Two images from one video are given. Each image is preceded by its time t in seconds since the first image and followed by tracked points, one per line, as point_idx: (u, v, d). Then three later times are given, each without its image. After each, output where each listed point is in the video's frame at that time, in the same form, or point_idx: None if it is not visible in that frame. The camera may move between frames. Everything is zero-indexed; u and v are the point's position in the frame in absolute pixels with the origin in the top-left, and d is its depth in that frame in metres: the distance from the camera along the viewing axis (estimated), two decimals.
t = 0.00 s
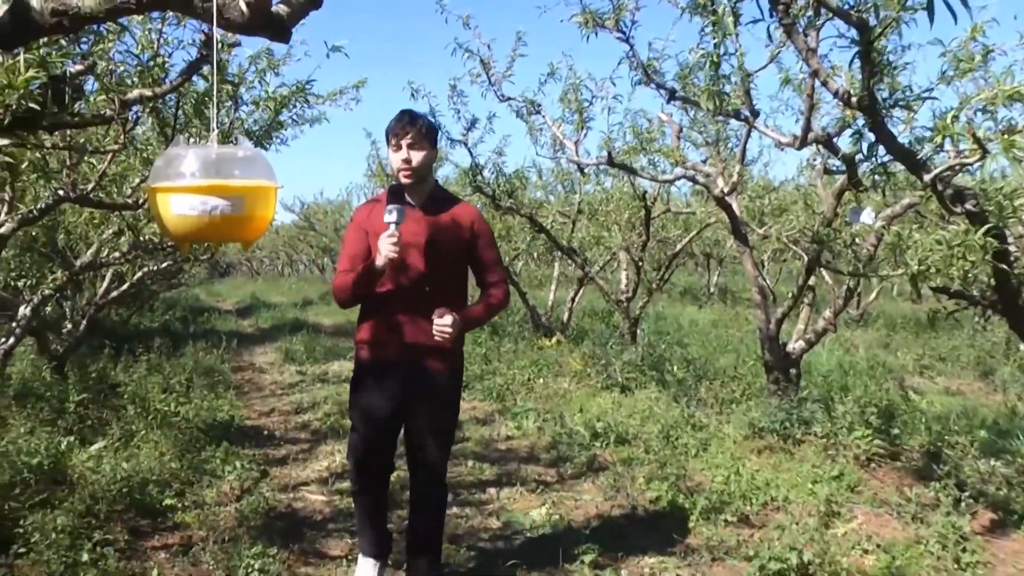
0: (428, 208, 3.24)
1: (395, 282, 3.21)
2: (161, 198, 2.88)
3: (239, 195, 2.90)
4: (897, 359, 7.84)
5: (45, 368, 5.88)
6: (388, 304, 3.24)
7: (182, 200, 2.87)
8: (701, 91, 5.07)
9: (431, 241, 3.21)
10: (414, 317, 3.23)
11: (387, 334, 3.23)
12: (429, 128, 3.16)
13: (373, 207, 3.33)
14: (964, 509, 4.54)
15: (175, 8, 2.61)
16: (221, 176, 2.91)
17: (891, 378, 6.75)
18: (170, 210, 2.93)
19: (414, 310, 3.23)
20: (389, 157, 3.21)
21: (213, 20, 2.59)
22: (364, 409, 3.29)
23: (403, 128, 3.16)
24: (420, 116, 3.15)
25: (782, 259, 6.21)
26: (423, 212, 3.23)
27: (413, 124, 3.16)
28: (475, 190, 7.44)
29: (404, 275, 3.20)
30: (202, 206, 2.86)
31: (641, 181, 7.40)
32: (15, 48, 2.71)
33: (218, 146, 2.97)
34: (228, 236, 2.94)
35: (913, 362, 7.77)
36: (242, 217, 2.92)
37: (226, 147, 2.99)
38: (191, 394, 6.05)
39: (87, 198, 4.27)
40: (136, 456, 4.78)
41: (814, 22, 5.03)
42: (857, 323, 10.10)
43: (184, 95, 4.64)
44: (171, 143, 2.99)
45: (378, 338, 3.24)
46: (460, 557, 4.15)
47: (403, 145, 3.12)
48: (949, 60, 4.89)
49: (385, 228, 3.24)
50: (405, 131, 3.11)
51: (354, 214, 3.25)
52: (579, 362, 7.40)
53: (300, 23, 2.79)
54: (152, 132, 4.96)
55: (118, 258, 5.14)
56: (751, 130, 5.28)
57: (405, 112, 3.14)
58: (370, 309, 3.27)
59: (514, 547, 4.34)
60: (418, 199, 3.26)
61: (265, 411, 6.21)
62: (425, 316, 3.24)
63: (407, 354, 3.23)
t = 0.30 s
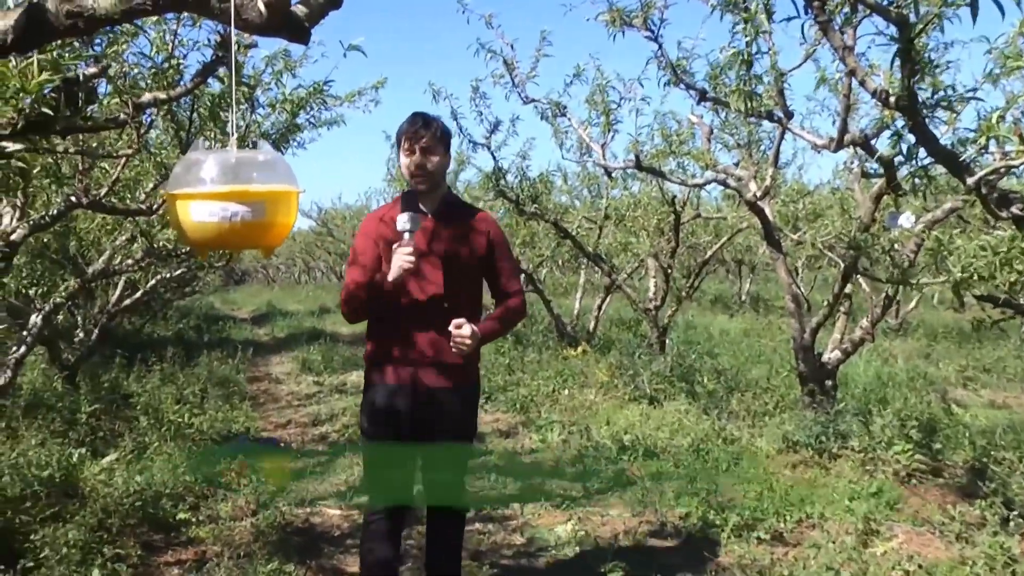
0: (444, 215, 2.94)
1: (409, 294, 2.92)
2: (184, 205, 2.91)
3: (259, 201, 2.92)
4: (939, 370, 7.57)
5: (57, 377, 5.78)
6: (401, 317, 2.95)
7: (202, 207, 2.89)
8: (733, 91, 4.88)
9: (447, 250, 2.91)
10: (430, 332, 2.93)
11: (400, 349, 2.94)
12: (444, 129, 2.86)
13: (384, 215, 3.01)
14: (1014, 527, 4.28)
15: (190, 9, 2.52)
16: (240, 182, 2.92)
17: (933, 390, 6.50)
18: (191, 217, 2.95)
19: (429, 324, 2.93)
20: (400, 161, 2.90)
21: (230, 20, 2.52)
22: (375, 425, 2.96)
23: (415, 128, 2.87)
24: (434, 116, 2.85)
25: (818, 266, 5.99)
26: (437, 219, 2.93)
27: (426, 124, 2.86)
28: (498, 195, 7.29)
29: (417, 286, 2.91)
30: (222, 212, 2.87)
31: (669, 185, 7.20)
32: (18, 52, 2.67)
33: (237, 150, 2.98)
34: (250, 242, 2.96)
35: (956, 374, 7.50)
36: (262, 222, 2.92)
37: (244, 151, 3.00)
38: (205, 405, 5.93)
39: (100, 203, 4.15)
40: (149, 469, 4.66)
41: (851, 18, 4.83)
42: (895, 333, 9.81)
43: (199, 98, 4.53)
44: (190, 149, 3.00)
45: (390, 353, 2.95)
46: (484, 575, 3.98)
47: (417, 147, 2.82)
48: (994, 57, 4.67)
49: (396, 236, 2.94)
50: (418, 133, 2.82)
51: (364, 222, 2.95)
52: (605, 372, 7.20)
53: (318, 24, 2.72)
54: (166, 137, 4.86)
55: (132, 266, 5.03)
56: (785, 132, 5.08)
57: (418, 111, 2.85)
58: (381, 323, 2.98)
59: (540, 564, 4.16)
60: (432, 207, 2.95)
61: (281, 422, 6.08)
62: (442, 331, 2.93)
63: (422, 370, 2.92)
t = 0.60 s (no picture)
0: (444, 218, 2.75)
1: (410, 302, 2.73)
2: (200, 210, 2.81)
3: (277, 205, 2.82)
4: (982, 381, 7.29)
5: (67, 387, 5.68)
6: (402, 329, 2.74)
7: (219, 212, 2.79)
8: (766, 91, 4.69)
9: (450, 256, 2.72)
10: (433, 343, 2.73)
11: (402, 363, 2.74)
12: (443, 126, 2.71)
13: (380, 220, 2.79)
14: None
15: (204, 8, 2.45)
16: (258, 185, 2.81)
17: (977, 402, 6.25)
18: (208, 221, 2.86)
19: (432, 334, 2.73)
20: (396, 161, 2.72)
21: (246, 19, 2.46)
22: (378, 440, 2.79)
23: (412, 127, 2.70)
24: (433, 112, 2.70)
25: (854, 272, 5.78)
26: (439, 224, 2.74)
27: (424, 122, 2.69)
28: (522, 199, 7.14)
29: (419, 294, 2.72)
30: (240, 216, 2.78)
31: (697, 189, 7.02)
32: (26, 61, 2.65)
33: (255, 152, 2.88)
34: (268, 248, 2.86)
35: (1001, 385, 7.22)
36: (281, 227, 2.83)
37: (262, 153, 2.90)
38: (220, 414, 5.82)
39: (112, 207, 4.07)
40: (162, 481, 4.54)
41: (889, 14, 4.63)
42: (936, 342, 9.51)
43: (214, 99, 4.42)
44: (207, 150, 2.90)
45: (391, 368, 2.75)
46: None
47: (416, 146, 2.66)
48: None
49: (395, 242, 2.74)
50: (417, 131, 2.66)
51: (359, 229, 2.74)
52: (632, 382, 7.02)
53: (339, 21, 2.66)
54: (180, 140, 4.75)
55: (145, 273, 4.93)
56: (819, 133, 4.89)
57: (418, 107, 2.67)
58: (380, 336, 2.77)
59: None
60: (432, 209, 2.76)
61: (298, 433, 5.95)
62: (446, 341, 2.74)
63: (425, 383, 2.74)
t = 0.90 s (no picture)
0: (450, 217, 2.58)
1: (414, 304, 2.53)
2: (213, 213, 2.67)
3: (295, 208, 2.68)
4: None
5: (80, 396, 5.61)
6: (404, 334, 2.54)
7: (234, 214, 2.65)
8: (801, 89, 4.49)
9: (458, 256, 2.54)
10: (440, 348, 2.54)
11: (407, 369, 2.53)
12: (450, 122, 2.54)
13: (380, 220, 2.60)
14: None
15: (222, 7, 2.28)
16: (276, 188, 2.68)
17: None
18: (221, 224, 2.71)
19: (440, 338, 2.53)
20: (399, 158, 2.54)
21: (265, 18, 2.29)
22: (378, 439, 2.57)
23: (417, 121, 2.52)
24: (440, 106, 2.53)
25: (894, 276, 5.56)
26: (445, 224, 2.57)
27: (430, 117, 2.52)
28: (547, 202, 6.99)
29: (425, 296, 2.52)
30: (256, 219, 2.64)
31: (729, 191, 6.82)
32: (20, 62, 2.38)
33: (272, 154, 2.75)
34: (284, 253, 2.72)
35: None
36: (298, 231, 2.68)
37: (280, 156, 2.77)
38: (237, 423, 5.72)
39: (128, 212, 3.95)
40: (178, 491, 4.40)
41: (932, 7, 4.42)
42: (983, 350, 9.19)
43: (231, 100, 4.32)
44: (222, 152, 2.77)
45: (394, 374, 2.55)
46: None
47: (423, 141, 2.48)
48: None
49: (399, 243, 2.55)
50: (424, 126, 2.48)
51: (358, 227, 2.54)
52: (662, 392, 6.83)
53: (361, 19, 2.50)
54: (197, 143, 4.66)
55: (161, 278, 4.87)
56: (857, 132, 4.70)
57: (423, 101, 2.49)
58: (382, 341, 2.57)
59: None
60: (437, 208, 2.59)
61: (317, 443, 5.83)
62: (452, 349, 2.54)
63: (431, 389, 2.54)
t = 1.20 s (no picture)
0: (475, 219, 2.48)
1: (436, 308, 2.44)
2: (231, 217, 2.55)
3: (316, 214, 2.56)
4: None
5: (96, 406, 5.52)
6: (425, 339, 2.46)
7: (253, 219, 2.54)
8: (839, 87, 4.31)
9: (482, 260, 2.45)
10: (457, 353, 2.45)
11: (424, 372, 2.46)
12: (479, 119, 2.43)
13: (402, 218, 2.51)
14: None
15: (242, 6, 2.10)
16: (297, 192, 2.56)
17: None
18: (240, 230, 2.59)
19: (457, 343, 2.45)
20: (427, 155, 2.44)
21: (285, 17, 2.10)
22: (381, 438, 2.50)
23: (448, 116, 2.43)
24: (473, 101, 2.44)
25: (938, 281, 5.34)
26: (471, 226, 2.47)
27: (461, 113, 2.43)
28: (575, 206, 6.83)
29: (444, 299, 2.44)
30: (276, 225, 2.52)
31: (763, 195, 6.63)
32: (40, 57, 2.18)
33: (293, 158, 2.64)
34: (304, 260, 2.59)
35: None
36: (320, 238, 2.56)
37: (302, 159, 2.65)
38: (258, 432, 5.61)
39: (145, 216, 3.85)
40: (195, 504, 4.29)
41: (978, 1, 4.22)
42: None
43: (250, 101, 4.21)
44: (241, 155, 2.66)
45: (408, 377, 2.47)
46: None
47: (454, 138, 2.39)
48: None
49: (421, 243, 2.45)
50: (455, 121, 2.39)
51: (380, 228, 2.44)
52: (694, 402, 6.65)
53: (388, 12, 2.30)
54: (215, 146, 4.56)
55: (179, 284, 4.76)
56: (898, 132, 4.50)
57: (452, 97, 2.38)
58: (398, 344, 2.48)
59: None
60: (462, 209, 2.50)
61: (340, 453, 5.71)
62: (475, 358, 2.46)
63: (451, 395, 2.46)
